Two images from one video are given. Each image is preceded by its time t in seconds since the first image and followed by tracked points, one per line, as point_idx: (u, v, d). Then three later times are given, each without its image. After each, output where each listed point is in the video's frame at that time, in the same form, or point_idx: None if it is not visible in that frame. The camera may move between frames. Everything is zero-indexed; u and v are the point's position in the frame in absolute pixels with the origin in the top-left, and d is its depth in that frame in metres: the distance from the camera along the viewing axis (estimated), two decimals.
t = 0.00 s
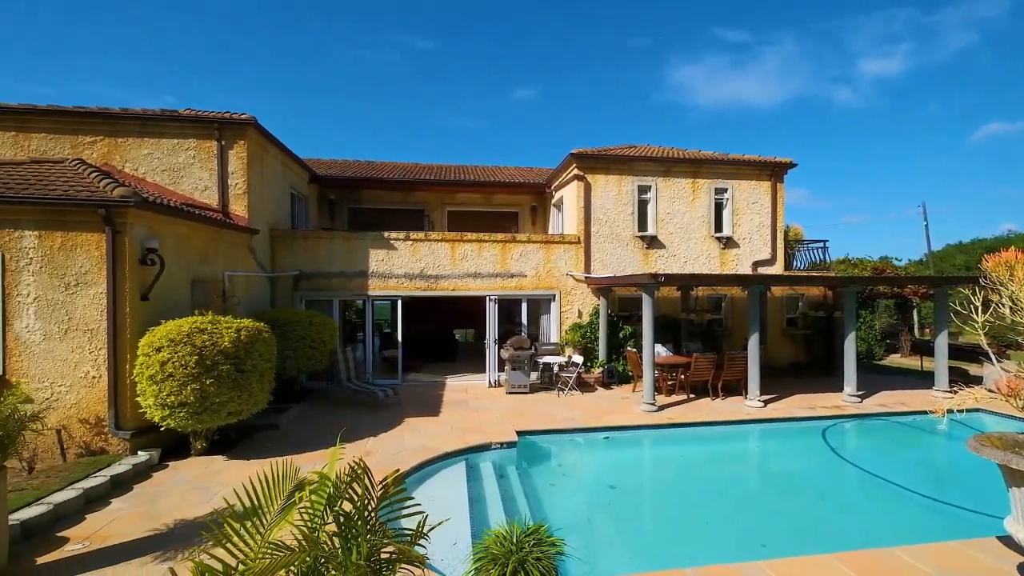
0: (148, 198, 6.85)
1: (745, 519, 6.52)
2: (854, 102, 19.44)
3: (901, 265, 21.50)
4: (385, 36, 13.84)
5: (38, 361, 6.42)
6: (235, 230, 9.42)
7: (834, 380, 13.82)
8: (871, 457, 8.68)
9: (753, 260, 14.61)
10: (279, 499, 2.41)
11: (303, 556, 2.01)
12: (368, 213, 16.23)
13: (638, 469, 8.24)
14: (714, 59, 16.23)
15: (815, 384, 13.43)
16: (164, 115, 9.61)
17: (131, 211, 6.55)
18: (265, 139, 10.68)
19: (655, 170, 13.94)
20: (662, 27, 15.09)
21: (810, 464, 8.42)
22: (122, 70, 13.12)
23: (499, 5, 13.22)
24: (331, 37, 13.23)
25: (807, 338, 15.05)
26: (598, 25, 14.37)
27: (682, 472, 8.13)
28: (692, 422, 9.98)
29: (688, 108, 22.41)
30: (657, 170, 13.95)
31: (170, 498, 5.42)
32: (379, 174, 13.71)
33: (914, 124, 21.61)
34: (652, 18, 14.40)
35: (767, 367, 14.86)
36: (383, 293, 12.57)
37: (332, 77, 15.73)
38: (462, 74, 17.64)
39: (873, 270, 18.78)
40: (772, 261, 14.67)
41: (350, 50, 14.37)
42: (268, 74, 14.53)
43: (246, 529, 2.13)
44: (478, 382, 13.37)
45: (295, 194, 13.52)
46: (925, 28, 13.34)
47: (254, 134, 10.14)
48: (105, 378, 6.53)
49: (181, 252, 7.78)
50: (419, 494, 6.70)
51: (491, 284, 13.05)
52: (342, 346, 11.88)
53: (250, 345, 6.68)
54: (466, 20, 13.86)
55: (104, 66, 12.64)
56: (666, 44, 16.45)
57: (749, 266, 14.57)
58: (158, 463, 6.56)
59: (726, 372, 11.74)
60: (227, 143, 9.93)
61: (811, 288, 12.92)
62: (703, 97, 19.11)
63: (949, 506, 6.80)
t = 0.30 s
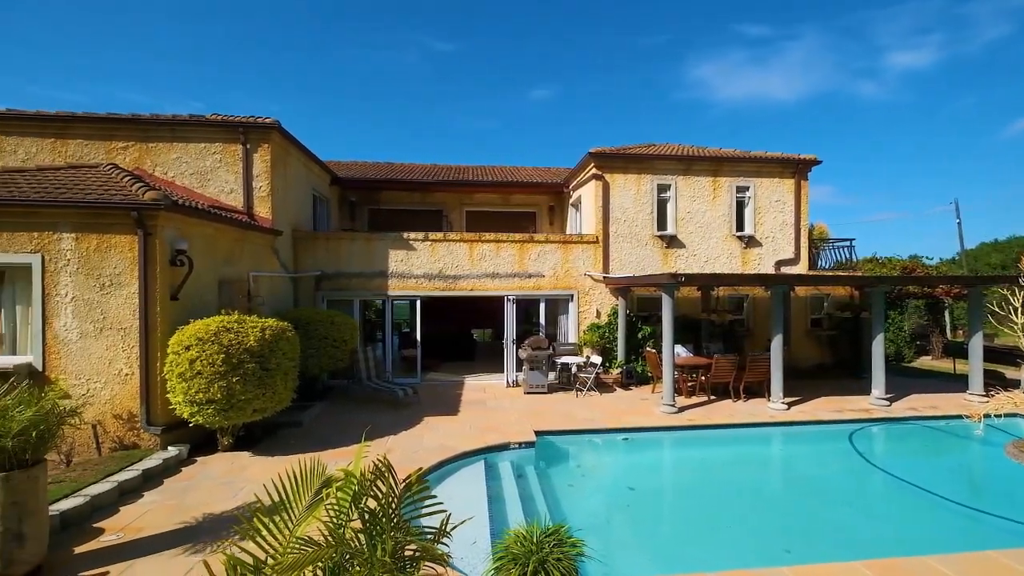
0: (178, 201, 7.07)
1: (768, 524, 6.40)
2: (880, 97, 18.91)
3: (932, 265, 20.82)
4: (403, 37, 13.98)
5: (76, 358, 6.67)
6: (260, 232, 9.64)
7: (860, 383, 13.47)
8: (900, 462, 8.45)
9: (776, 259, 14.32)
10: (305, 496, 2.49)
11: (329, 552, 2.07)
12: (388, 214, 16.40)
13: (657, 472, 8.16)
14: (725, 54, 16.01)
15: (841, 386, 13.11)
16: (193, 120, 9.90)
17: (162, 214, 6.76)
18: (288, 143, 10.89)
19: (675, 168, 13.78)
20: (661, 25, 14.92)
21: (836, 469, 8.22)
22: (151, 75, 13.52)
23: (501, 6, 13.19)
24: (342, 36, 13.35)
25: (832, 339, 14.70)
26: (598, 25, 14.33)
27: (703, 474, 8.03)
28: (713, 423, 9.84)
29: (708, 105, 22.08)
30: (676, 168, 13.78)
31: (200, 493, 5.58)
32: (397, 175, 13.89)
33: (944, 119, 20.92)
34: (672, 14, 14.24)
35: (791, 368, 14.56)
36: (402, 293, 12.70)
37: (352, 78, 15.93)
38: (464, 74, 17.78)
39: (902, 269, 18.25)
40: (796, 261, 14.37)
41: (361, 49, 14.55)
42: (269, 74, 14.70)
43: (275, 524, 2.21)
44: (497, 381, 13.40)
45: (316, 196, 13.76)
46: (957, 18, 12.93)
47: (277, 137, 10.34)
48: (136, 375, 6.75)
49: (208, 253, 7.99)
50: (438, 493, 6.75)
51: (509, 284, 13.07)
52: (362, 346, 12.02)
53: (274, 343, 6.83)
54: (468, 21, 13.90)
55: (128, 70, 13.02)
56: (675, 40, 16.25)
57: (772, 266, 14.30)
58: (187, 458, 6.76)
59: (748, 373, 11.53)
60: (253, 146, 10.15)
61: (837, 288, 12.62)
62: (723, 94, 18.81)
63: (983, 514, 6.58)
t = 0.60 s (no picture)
0: (205, 203, 7.27)
1: (793, 530, 6.28)
2: (910, 91, 18.35)
3: (967, 264, 20.08)
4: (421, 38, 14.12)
5: (110, 356, 6.93)
6: (283, 233, 9.84)
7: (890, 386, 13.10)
8: (932, 468, 8.19)
9: (800, 259, 14.02)
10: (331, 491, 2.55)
11: (353, 549, 2.11)
12: (408, 214, 16.54)
13: (678, 474, 8.08)
14: (736, 49, 15.78)
15: (869, 389, 12.76)
16: (219, 124, 10.16)
17: (191, 216, 6.97)
18: (310, 145, 11.10)
19: (696, 166, 13.59)
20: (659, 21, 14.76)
21: (864, 474, 8.02)
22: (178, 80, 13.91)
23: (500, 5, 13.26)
24: (360, 38, 13.52)
25: (859, 341, 14.32)
26: (596, 26, 14.35)
27: (725, 477, 7.91)
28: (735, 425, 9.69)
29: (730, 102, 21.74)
30: (697, 166, 13.60)
31: (228, 487, 5.74)
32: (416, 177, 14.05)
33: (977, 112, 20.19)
34: (691, 10, 14.05)
35: (816, 370, 14.24)
36: (422, 293, 12.82)
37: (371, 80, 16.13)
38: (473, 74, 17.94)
39: (934, 269, 17.67)
40: (821, 260, 14.03)
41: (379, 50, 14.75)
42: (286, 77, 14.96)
43: (301, 521, 2.27)
44: (515, 381, 13.42)
45: (338, 197, 14.00)
46: (993, 7, 12.45)
47: (301, 140, 10.54)
48: (167, 372, 6.97)
49: (235, 254, 8.20)
50: (458, 491, 6.81)
51: (527, 284, 13.08)
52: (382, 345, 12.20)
53: (298, 343, 6.97)
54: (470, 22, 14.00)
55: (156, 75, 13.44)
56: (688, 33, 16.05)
57: (796, 265, 14.01)
58: (214, 453, 6.96)
59: (771, 375, 11.32)
60: (276, 149, 10.37)
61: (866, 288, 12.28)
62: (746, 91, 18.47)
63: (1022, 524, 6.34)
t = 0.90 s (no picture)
0: (232, 206, 7.48)
1: (819, 536, 6.15)
2: (942, 83, 17.73)
3: (1006, 262, 19.29)
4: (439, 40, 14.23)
5: (143, 354, 7.18)
6: (306, 235, 10.03)
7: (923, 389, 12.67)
8: (967, 475, 7.91)
9: (827, 258, 13.67)
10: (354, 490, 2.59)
11: (376, 547, 2.16)
12: (428, 215, 16.64)
13: (700, 477, 7.98)
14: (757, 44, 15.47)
15: (900, 393, 12.37)
16: (245, 129, 10.43)
17: (219, 219, 7.17)
18: (332, 148, 11.29)
19: (717, 164, 13.38)
20: (657, 21, 14.51)
21: (894, 480, 7.79)
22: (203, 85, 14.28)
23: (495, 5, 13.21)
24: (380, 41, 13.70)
25: (890, 342, 13.90)
26: (596, 26, 14.32)
27: (748, 482, 7.77)
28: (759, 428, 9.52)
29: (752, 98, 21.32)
30: (718, 164, 13.39)
31: (254, 483, 5.89)
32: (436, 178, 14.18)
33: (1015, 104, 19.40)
34: (709, 8, 13.86)
35: (844, 372, 13.87)
36: (441, 293, 12.92)
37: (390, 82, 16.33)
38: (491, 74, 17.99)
39: (970, 268, 17.03)
40: (849, 259, 13.66)
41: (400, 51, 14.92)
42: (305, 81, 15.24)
43: (325, 518, 2.32)
44: (535, 381, 13.42)
45: (359, 199, 14.21)
46: None
47: (323, 143, 10.74)
48: (197, 371, 7.19)
49: (260, 255, 8.41)
50: (477, 491, 6.86)
51: (546, 285, 13.07)
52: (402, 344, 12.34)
53: (320, 342, 7.11)
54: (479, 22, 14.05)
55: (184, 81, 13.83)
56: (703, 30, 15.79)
57: (823, 265, 13.67)
58: (241, 450, 7.14)
59: (796, 377, 11.07)
60: (300, 152, 10.58)
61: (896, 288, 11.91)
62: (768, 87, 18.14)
63: None
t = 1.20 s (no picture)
0: (258, 208, 7.68)
1: (846, 543, 5.99)
2: (979, 74, 17.03)
3: None
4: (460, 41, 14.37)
5: (174, 352, 7.42)
6: (329, 236, 10.21)
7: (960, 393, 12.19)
8: (1006, 484, 7.60)
9: (857, 257, 13.30)
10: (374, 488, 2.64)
11: (395, 546, 2.20)
12: (448, 215, 16.71)
13: (722, 480, 7.86)
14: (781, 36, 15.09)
15: (935, 397, 11.94)
16: (270, 133, 10.68)
17: (246, 221, 7.38)
18: (354, 150, 11.47)
19: (741, 162, 13.15)
20: (657, 19, 14.79)
21: (927, 488, 7.53)
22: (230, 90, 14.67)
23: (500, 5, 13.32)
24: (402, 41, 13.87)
25: (924, 345, 13.42)
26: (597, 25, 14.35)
27: (772, 486, 7.61)
28: (784, 431, 9.31)
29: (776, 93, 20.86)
30: (742, 161, 13.15)
31: (280, 478, 6.05)
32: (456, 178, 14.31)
33: None
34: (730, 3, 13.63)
35: (874, 374, 13.44)
36: (460, 293, 13.00)
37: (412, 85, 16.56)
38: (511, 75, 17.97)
39: (1011, 267, 16.31)
40: (880, 258, 13.25)
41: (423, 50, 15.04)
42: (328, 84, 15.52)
43: (345, 516, 2.38)
44: (554, 382, 13.38)
45: (380, 200, 14.41)
46: None
47: (346, 145, 10.92)
48: (224, 368, 7.40)
49: (285, 256, 8.61)
50: (495, 490, 6.89)
51: (565, 284, 13.03)
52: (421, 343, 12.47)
53: (343, 342, 7.24)
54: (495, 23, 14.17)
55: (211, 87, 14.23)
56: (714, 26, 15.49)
57: (852, 264, 13.30)
58: (266, 445, 7.32)
59: (823, 380, 10.80)
60: (323, 155, 10.79)
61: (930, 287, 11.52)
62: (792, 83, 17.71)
63: None
